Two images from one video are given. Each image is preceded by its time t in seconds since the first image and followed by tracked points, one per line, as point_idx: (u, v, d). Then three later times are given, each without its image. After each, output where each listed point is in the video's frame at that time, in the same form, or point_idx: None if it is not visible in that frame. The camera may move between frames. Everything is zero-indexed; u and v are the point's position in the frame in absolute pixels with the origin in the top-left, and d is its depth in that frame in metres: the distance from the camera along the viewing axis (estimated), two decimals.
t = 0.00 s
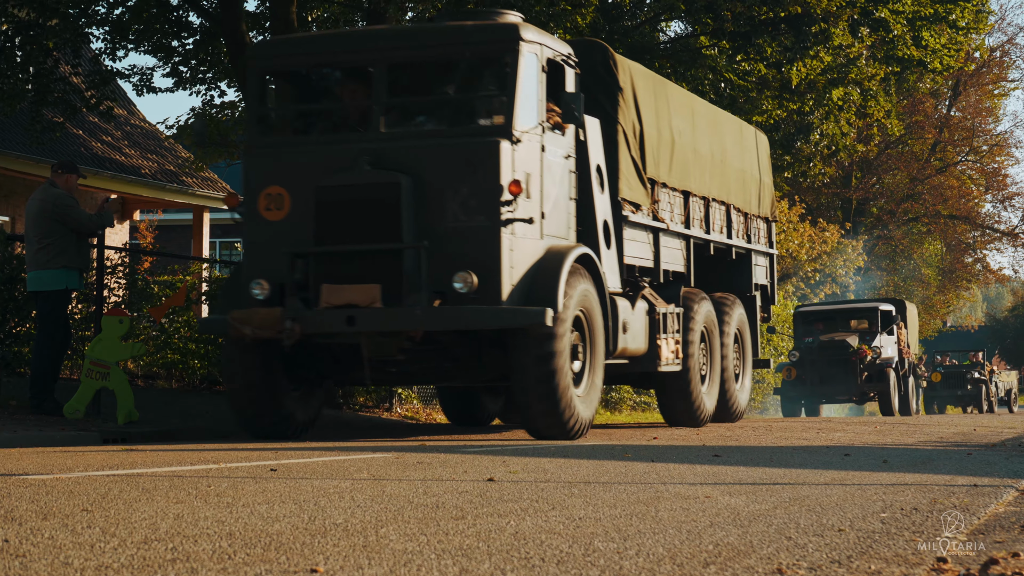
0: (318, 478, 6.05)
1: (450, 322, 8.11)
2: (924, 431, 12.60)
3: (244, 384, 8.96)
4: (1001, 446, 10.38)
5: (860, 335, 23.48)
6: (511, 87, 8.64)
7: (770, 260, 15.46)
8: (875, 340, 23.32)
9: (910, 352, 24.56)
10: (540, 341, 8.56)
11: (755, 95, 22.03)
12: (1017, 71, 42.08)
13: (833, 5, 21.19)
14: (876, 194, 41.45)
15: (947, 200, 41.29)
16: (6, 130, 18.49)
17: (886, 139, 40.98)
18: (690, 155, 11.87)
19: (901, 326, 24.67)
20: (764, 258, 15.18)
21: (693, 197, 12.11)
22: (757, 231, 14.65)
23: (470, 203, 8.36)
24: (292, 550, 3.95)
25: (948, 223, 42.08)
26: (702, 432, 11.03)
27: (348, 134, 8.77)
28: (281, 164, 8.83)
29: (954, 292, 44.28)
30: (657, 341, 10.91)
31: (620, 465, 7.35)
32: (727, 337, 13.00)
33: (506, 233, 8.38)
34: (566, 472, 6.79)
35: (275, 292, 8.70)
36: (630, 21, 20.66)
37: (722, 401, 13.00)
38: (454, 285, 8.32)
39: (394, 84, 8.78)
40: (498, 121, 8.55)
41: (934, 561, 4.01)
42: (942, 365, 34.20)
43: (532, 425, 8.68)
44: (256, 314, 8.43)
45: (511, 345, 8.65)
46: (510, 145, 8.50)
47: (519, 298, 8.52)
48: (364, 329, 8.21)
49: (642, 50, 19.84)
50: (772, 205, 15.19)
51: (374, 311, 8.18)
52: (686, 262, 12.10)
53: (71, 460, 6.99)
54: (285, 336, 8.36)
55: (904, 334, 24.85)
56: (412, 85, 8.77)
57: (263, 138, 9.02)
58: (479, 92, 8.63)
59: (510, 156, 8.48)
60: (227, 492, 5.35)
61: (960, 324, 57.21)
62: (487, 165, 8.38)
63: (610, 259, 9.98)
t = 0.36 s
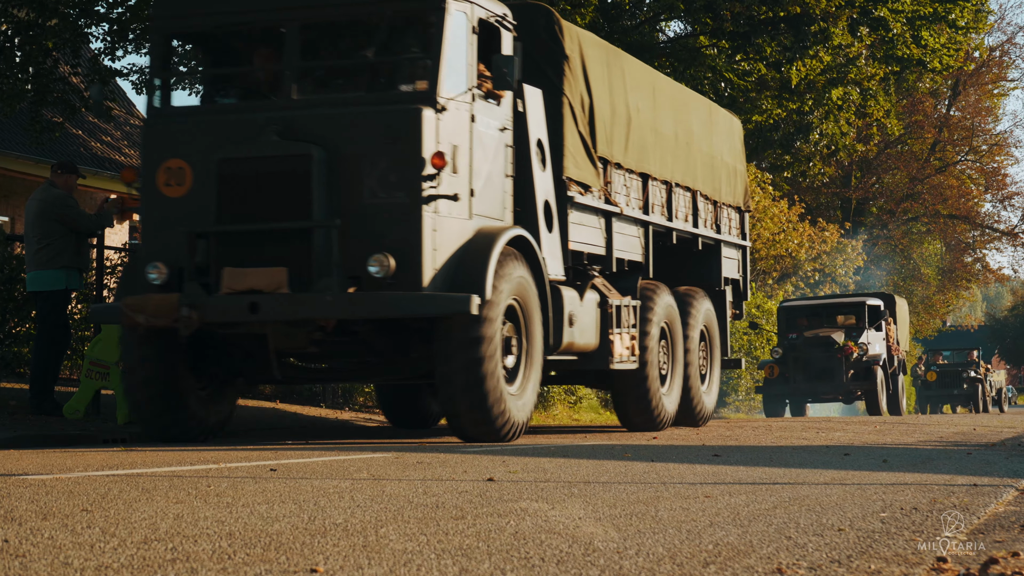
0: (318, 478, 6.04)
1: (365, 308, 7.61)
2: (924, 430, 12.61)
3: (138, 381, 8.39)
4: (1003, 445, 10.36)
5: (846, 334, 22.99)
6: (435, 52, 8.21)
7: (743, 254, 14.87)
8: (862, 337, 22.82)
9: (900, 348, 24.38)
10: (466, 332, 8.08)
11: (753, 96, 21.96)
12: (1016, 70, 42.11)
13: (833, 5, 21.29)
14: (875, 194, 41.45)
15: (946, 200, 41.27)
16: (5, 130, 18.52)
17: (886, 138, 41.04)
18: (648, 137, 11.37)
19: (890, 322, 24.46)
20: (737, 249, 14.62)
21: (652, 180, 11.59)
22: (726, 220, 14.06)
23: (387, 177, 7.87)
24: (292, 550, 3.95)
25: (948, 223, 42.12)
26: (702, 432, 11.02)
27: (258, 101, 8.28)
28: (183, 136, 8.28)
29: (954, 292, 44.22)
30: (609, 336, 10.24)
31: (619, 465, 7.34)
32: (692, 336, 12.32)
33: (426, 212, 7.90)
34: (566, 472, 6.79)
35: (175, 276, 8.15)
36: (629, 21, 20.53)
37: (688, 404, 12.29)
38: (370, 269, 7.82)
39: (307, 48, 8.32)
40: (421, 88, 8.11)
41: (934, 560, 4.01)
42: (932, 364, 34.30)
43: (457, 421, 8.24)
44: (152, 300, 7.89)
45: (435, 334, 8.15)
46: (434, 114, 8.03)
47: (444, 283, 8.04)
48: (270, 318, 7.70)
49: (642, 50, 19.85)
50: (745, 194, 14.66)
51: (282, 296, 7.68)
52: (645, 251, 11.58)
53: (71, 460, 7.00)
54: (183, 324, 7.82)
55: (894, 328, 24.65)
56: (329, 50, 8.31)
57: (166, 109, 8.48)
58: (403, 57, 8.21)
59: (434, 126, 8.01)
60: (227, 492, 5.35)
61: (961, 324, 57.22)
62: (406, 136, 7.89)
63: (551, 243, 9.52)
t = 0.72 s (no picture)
0: (317, 478, 6.04)
1: (263, 293, 7.07)
2: (924, 430, 12.63)
3: (22, 380, 7.82)
4: (1003, 445, 10.40)
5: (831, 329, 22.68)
6: (345, 9, 7.67)
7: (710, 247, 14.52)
8: (848, 333, 22.63)
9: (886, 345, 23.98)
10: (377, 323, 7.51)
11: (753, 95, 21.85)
12: (1016, 70, 42.14)
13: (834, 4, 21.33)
14: (875, 194, 41.49)
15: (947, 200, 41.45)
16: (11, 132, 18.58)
17: (886, 138, 41.06)
18: (602, 116, 10.90)
19: (876, 319, 24.11)
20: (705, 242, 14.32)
21: (607, 164, 11.16)
22: (692, 210, 13.67)
23: (287, 148, 7.33)
24: (292, 551, 3.94)
25: (948, 223, 42.32)
26: (702, 432, 11.01)
27: (151, 61, 7.71)
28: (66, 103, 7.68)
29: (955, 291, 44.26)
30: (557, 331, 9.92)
31: (619, 465, 7.37)
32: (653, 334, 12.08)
33: (333, 186, 7.33)
34: (566, 472, 6.78)
35: (51, 258, 7.51)
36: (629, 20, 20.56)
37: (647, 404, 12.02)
38: (268, 249, 7.21)
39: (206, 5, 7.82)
40: (329, 47, 7.54)
41: (934, 561, 4.01)
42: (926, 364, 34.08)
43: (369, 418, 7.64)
44: (25, 284, 7.26)
45: (343, 324, 7.58)
46: (342, 76, 7.47)
47: (353, 266, 7.48)
48: (154, 302, 7.13)
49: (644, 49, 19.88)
50: (714, 181, 14.23)
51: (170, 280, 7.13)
52: (596, 240, 11.19)
53: (71, 460, 7.00)
54: (58, 312, 7.20)
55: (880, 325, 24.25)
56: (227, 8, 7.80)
57: (49, 72, 7.88)
58: (309, 14, 7.67)
59: (343, 91, 7.46)
60: (227, 492, 5.34)
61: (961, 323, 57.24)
62: (309, 103, 7.33)
63: (483, 225, 9.05)
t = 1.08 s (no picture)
0: (316, 479, 6.03)
1: (135, 275, 6.22)
2: (924, 430, 12.63)
3: None
4: (1003, 445, 10.46)
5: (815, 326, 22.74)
6: None
7: (671, 236, 13.83)
8: (831, 330, 22.70)
9: (871, 344, 24.08)
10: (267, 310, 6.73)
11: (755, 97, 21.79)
12: (1016, 71, 42.12)
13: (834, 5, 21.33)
14: (876, 195, 41.55)
15: (946, 201, 41.61)
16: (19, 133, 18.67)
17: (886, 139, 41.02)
18: (546, 87, 10.29)
19: (862, 316, 24.15)
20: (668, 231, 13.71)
21: (551, 141, 10.49)
22: (652, 196, 13.04)
23: (167, 112, 6.50)
24: (292, 552, 3.93)
25: (947, 223, 42.46)
26: (702, 434, 10.97)
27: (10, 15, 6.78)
28: None
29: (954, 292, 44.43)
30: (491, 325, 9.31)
31: (620, 465, 7.40)
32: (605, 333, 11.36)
33: (216, 153, 6.53)
34: (564, 473, 6.77)
35: None
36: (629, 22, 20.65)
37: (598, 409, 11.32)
38: (140, 226, 6.41)
39: None
40: None
41: (934, 561, 4.00)
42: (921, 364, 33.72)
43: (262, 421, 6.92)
44: None
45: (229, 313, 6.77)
46: (229, 30, 6.66)
47: (241, 244, 6.67)
48: (10, 289, 6.23)
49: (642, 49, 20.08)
50: (676, 168, 13.62)
51: (26, 263, 6.24)
52: (539, 224, 10.51)
53: (67, 461, 6.98)
54: None
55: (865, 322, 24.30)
56: None
57: None
58: None
59: (230, 46, 6.66)
60: (227, 494, 5.33)
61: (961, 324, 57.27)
62: (190, 60, 6.49)
63: (398, 203, 8.26)
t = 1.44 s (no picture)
0: (317, 481, 6.02)
1: None
2: (924, 431, 12.64)
3: None
4: (1003, 445, 10.48)
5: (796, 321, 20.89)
6: None
7: (629, 222, 13.30)
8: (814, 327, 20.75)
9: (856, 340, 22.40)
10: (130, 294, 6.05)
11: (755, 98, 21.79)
12: (1016, 72, 41.86)
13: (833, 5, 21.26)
14: (876, 196, 41.57)
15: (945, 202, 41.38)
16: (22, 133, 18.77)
17: (886, 140, 40.91)
18: (479, 58, 9.71)
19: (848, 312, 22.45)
20: (625, 216, 13.19)
21: (485, 113, 9.90)
22: (606, 178, 12.51)
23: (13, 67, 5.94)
24: (292, 553, 3.93)
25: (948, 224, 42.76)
26: (702, 435, 10.94)
27: None
28: None
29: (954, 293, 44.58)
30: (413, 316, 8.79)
31: (621, 466, 7.40)
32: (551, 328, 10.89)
33: (68, 113, 5.92)
34: (564, 475, 6.75)
35: None
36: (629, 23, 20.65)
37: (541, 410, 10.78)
38: None
39: None
40: None
41: (934, 563, 3.99)
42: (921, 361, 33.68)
43: (110, 400, 6.10)
44: None
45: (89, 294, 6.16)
46: None
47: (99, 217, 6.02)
48: None
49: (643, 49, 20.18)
50: (633, 150, 13.16)
51: None
52: (471, 206, 9.87)
53: (70, 463, 6.99)
54: None
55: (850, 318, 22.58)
56: None
57: None
58: None
59: None
60: (226, 495, 5.33)
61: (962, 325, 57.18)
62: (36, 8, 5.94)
63: (297, 174, 7.63)
